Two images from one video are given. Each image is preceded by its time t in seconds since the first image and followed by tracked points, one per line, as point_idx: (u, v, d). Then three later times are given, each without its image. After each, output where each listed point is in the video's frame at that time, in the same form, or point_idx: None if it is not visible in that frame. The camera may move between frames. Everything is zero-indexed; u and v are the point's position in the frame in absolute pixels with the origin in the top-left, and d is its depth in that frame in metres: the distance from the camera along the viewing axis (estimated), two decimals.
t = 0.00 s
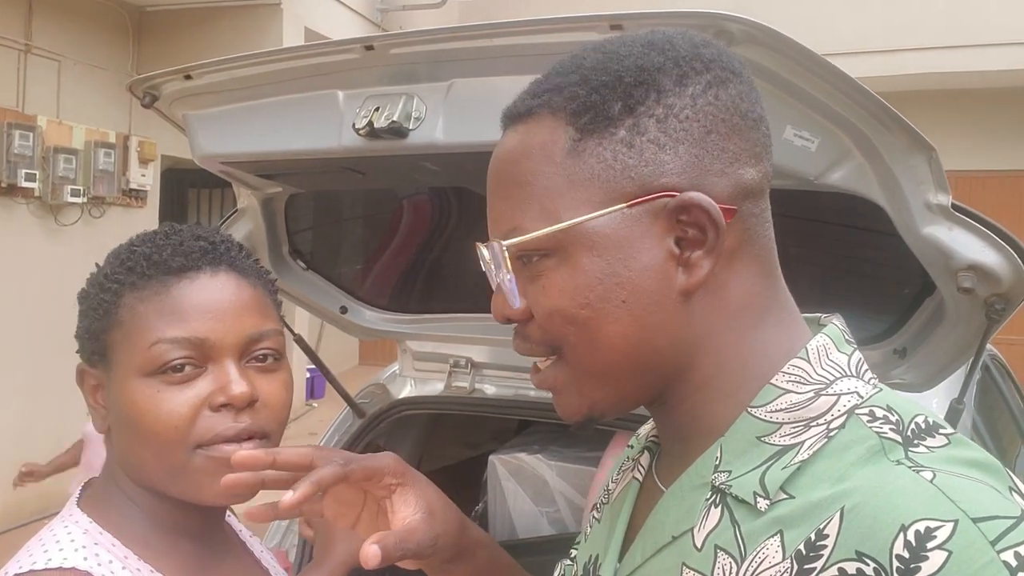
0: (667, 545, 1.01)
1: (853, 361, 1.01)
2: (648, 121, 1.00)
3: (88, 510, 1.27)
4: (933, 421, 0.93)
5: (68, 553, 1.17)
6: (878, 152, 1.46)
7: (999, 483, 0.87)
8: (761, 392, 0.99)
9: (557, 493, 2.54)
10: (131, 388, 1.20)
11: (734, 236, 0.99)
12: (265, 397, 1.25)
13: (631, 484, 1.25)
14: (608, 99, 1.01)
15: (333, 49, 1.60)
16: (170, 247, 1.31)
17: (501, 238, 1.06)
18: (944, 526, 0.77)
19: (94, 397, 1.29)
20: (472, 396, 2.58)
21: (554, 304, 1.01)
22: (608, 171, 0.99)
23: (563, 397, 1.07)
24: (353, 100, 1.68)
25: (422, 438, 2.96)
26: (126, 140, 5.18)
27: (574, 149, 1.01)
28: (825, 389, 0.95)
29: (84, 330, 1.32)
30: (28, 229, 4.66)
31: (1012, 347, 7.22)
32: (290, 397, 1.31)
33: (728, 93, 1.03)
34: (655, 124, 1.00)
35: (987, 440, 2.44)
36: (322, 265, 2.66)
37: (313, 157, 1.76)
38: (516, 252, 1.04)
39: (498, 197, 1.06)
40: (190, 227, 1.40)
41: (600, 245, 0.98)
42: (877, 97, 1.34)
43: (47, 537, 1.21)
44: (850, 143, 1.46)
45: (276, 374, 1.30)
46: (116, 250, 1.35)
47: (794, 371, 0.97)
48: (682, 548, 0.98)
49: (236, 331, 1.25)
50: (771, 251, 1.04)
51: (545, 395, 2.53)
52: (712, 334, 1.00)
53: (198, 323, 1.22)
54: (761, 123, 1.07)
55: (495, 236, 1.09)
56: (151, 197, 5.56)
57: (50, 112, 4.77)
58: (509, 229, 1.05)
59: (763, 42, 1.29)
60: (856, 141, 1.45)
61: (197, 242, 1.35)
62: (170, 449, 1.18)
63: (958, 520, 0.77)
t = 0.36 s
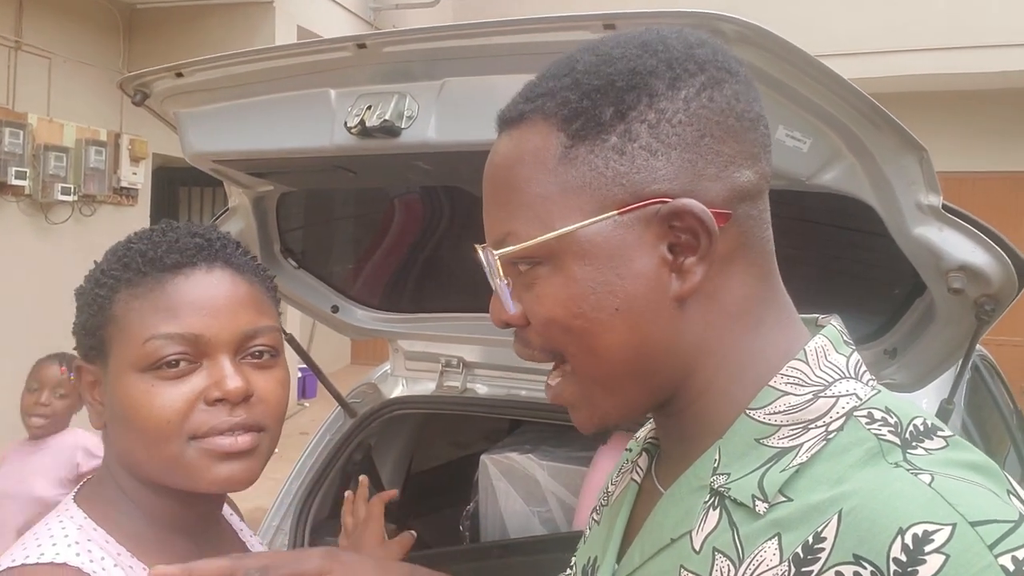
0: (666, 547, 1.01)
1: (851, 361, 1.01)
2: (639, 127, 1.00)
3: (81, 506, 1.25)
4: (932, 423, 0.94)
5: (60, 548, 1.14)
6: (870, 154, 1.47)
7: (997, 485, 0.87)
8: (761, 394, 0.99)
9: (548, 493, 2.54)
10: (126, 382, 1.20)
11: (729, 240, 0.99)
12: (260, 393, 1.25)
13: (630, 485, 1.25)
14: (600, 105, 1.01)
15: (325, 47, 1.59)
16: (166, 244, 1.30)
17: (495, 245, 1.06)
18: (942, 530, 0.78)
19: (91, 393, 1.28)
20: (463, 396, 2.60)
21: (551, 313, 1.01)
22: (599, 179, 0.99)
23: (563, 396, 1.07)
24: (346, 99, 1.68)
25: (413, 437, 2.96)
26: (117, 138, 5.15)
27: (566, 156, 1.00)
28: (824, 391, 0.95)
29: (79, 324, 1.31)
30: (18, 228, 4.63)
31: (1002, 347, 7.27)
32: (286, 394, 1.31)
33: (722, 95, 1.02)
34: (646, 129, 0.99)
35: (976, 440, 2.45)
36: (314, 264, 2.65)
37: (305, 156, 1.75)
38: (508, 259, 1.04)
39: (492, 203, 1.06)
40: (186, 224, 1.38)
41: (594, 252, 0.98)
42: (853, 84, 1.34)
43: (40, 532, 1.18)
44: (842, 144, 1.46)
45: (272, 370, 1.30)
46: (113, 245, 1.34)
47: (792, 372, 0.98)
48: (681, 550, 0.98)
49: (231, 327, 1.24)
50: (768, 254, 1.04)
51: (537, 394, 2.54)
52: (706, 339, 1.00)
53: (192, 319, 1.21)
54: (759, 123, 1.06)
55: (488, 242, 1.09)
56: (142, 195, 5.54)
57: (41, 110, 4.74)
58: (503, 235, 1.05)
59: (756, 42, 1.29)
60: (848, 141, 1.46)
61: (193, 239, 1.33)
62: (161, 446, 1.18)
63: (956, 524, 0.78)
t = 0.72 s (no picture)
0: (663, 544, 1.01)
1: (847, 359, 1.03)
2: (627, 126, 0.99)
3: (73, 498, 1.26)
4: (927, 421, 0.95)
5: (45, 541, 1.16)
6: (857, 150, 1.47)
7: (992, 481, 0.88)
8: (756, 391, 1.00)
9: (538, 491, 2.54)
10: (123, 365, 1.19)
11: (721, 237, 0.99)
12: (256, 376, 1.24)
13: (627, 482, 1.25)
14: (590, 105, 1.01)
15: (316, 42, 1.59)
16: (163, 233, 1.30)
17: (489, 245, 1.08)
18: (937, 526, 0.79)
19: (85, 385, 1.27)
20: (453, 394, 2.59)
21: (542, 312, 1.02)
22: (588, 178, 1.00)
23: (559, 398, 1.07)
24: (337, 95, 1.67)
25: (404, 435, 2.96)
26: (106, 135, 5.12)
27: (557, 155, 1.01)
28: (820, 388, 0.96)
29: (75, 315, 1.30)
30: (6, 225, 4.59)
31: (990, 347, 7.32)
32: (282, 379, 1.30)
33: (712, 93, 1.02)
34: (635, 128, 0.99)
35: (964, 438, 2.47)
36: (305, 262, 2.63)
37: (295, 153, 1.74)
38: (502, 258, 1.05)
39: (487, 205, 1.07)
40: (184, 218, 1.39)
41: (585, 252, 0.99)
42: (849, 88, 1.35)
43: (30, 522, 1.20)
44: (834, 141, 1.46)
45: (268, 356, 1.29)
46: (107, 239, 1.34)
47: (788, 369, 0.99)
48: (678, 547, 0.99)
49: (229, 310, 1.24)
50: (762, 251, 1.04)
51: (529, 392, 2.53)
52: (697, 335, 1.00)
53: (190, 302, 1.22)
54: (752, 119, 1.05)
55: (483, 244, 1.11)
56: (131, 193, 5.50)
57: (29, 107, 4.71)
58: (497, 236, 1.06)
59: (746, 42, 1.30)
60: (838, 139, 1.46)
61: (189, 229, 1.34)
62: (157, 425, 1.17)
63: (951, 521, 0.79)
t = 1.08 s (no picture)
0: (656, 548, 1.01)
1: (840, 361, 1.03)
2: (634, 125, 0.99)
3: (56, 493, 1.26)
4: (921, 423, 0.95)
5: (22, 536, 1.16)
6: (853, 154, 1.48)
7: (985, 483, 0.88)
8: (750, 394, 1.00)
9: (530, 492, 2.54)
10: (123, 360, 1.18)
11: (725, 238, 0.99)
12: (253, 377, 1.24)
13: (621, 485, 1.25)
14: (596, 103, 1.00)
15: (308, 41, 1.58)
16: (167, 231, 1.31)
17: (486, 245, 1.07)
18: (930, 529, 0.79)
19: (78, 378, 1.25)
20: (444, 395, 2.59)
21: (547, 314, 1.00)
22: (594, 177, 0.99)
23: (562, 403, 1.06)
24: (328, 95, 1.66)
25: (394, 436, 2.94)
26: (95, 133, 5.09)
27: (562, 154, 1.00)
28: (813, 390, 0.96)
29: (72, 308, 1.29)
30: None
31: (979, 348, 7.35)
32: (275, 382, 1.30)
33: (717, 94, 1.02)
34: (642, 127, 0.99)
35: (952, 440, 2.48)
36: (294, 261, 2.61)
37: (285, 152, 1.73)
38: (507, 258, 1.03)
39: (487, 203, 1.05)
40: (185, 219, 1.39)
41: (591, 250, 0.97)
42: (842, 91, 1.36)
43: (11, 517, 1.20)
44: (833, 143, 1.47)
45: (264, 357, 1.29)
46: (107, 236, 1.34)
47: (782, 372, 0.98)
48: (672, 551, 0.98)
49: (230, 310, 1.25)
50: (762, 253, 1.04)
51: (519, 393, 2.54)
52: (700, 337, 1.00)
53: (194, 299, 1.22)
54: (752, 121, 1.06)
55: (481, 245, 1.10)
56: (120, 191, 5.46)
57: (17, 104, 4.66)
58: (502, 234, 1.03)
59: (740, 42, 1.29)
60: (838, 141, 1.46)
61: (193, 228, 1.34)
62: (157, 423, 1.16)
63: (943, 523, 0.79)
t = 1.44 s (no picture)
0: (663, 540, 1.01)
1: (843, 352, 1.03)
2: (651, 115, 1.00)
3: (57, 490, 1.25)
4: (925, 412, 0.95)
5: (23, 530, 1.15)
6: (853, 150, 1.48)
7: (990, 471, 0.87)
8: (754, 385, 1.00)
9: (525, 488, 2.52)
10: (128, 353, 1.17)
11: (741, 227, 1.01)
12: (260, 372, 1.23)
13: (625, 479, 1.25)
14: (609, 95, 1.01)
15: (306, 34, 1.57)
16: (173, 225, 1.30)
17: (499, 246, 1.04)
18: (936, 517, 0.78)
19: (81, 372, 1.24)
20: (441, 391, 2.57)
21: (570, 306, 0.99)
22: (615, 168, 0.99)
23: (580, 399, 1.05)
24: (326, 87, 1.65)
25: (389, 432, 2.93)
26: (84, 129, 5.05)
27: (578, 147, 0.99)
28: (817, 381, 0.96)
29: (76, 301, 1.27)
30: None
31: (968, 347, 7.39)
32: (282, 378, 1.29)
33: (726, 83, 1.05)
34: (658, 117, 1.00)
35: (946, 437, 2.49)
36: (288, 257, 2.59)
37: (283, 145, 1.72)
38: (523, 257, 1.01)
39: (496, 201, 1.04)
40: (190, 213, 1.38)
41: (614, 241, 0.97)
42: (849, 88, 1.36)
43: (11, 513, 1.19)
44: (832, 139, 1.47)
45: (270, 352, 1.29)
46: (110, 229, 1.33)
47: (785, 363, 0.99)
48: (679, 543, 0.98)
49: (237, 304, 1.24)
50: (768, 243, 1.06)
51: (516, 389, 2.53)
52: (719, 325, 1.01)
53: (201, 294, 1.22)
54: (756, 110, 1.09)
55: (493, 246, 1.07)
56: (109, 187, 5.43)
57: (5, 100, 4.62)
58: (514, 234, 1.02)
59: (743, 34, 1.29)
60: (836, 137, 1.47)
61: (201, 223, 1.33)
62: (162, 414, 1.15)
63: (950, 511, 0.78)
